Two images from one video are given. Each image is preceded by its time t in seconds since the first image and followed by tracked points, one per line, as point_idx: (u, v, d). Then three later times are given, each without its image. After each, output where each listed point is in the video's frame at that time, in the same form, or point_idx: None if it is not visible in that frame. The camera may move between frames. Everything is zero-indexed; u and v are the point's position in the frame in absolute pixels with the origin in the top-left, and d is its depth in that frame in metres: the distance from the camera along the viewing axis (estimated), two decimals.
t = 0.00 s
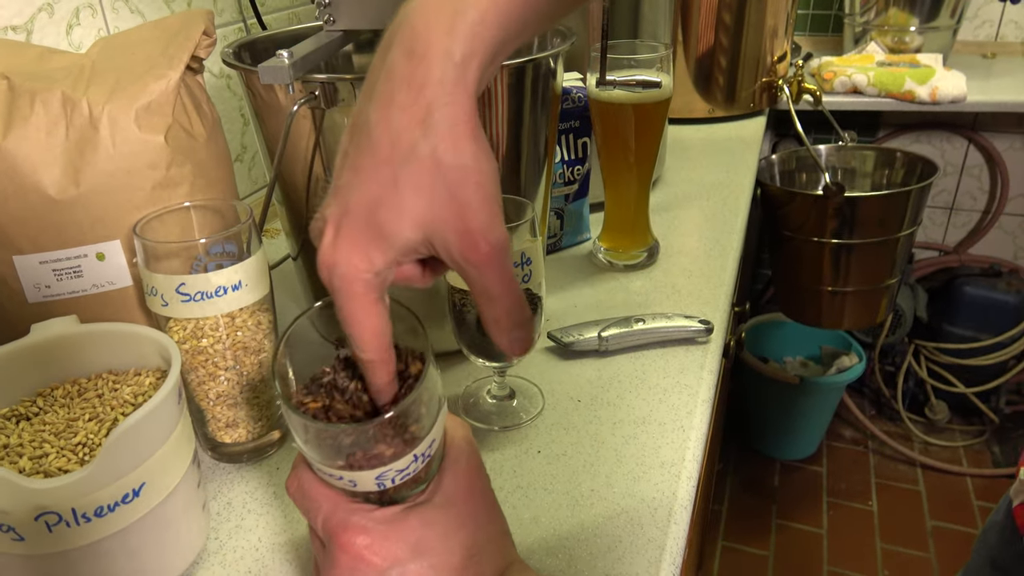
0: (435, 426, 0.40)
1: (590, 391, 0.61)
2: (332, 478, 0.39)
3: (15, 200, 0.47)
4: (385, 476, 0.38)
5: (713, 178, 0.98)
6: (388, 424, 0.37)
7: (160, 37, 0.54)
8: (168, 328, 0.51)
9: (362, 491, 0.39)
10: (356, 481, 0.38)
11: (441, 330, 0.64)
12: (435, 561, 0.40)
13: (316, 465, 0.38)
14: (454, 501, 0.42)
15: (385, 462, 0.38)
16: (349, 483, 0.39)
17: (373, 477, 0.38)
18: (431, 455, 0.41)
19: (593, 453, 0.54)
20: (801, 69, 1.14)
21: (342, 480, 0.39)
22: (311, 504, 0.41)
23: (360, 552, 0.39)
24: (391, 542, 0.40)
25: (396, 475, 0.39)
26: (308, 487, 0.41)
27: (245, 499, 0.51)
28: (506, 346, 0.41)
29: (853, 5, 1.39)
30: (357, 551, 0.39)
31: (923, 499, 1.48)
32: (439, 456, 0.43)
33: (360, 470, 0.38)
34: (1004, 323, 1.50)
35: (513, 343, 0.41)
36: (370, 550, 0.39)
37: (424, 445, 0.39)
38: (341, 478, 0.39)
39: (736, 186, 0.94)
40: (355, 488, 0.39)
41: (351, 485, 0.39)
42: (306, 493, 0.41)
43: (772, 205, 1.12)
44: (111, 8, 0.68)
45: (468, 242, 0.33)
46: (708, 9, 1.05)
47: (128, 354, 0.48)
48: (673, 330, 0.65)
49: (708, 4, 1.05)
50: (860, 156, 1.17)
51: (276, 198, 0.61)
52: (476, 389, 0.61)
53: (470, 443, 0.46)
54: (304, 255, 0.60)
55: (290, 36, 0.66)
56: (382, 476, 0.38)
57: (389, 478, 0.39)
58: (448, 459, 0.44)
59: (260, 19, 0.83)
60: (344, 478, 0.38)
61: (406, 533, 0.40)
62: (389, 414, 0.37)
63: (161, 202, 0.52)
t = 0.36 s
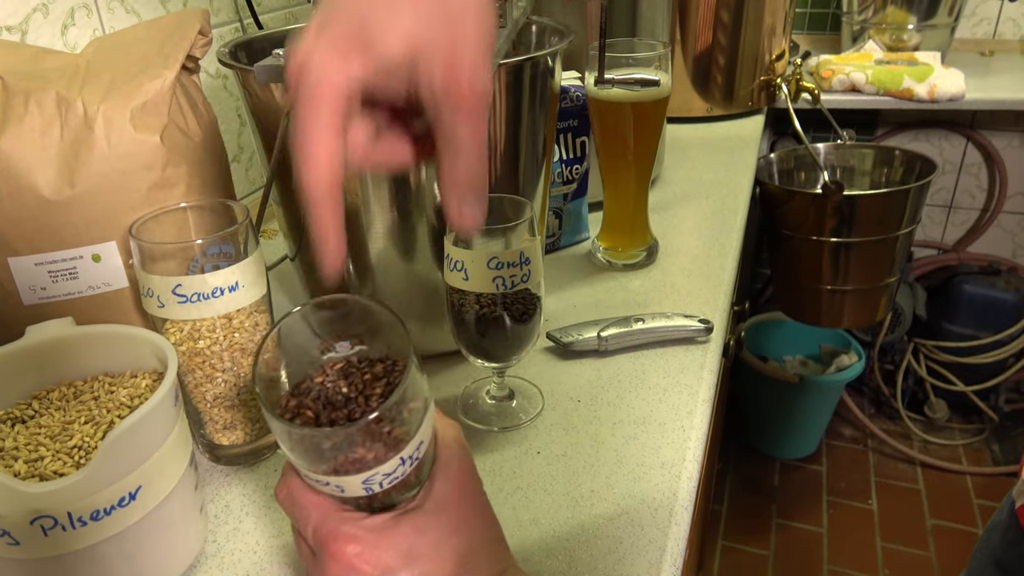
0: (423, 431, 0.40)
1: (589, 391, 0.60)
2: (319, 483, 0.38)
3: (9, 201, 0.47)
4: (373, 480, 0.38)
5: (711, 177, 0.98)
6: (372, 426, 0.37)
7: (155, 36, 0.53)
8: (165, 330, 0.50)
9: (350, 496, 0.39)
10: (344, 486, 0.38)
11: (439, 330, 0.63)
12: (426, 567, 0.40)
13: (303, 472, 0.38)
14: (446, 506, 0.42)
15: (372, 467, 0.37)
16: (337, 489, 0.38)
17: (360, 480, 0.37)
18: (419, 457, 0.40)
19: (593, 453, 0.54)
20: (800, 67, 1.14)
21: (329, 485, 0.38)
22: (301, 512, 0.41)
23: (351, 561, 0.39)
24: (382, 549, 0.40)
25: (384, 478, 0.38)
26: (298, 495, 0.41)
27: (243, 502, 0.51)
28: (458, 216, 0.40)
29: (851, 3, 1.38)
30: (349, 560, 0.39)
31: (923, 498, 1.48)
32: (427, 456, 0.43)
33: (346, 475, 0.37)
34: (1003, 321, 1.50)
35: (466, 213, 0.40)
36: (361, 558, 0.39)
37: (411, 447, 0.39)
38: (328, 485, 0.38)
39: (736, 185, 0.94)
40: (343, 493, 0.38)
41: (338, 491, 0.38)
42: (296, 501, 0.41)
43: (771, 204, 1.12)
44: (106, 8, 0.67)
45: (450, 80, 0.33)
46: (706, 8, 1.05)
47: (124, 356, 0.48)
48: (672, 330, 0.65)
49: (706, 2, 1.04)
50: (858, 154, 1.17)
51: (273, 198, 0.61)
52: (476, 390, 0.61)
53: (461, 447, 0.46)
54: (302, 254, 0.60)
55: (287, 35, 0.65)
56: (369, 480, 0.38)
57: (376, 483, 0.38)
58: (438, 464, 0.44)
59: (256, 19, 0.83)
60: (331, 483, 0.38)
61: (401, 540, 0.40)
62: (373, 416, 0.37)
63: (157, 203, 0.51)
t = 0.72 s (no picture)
0: (403, 339, 0.42)
1: (590, 391, 0.60)
2: (309, 400, 0.41)
3: (7, 201, 0.47)
4: (360, 386, 0.40)
5: (711, 176, 0.98)
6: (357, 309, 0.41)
7: (153, 35, 0.53)
8: (164, 331, 0.50)
9: (339, 414, 0.41)
10: (332, 393, 0.40)
11: (438, 328, 0.63)
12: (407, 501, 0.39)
13: (294, 380, 0.41)
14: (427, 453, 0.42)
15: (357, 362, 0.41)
16: (325, 401, 0.40)
17: (348, 382, 0.40)
18: (401, 382, 0.43)
19: (594, 452, 0.54)
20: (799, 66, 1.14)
21: (317, 396, 0.40)
22: (292, 453, 0.41)
23: (336, 492, 0.39)
24: (366, 482, 0.39)
25: (371, 385, 0.41)
26: (287, 435, 0.42)
27: (243, 502, 0.51)
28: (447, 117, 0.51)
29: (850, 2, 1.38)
30: (334, 492, 0.39)
31: (923, 496, 1.48)
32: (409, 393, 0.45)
33: (333, 373, 0.40)
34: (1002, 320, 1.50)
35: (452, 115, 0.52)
36: (347, 491, 0.39)
37: (395, 356, 0.42)
38: (317, 397, 0.40)
39: (735, 184, 0.94)
40: (332, 409, 0.41)
41: (326, 405, 0.40)
42: (285, 441, 0.42)
43: (771, 203, 1.12)
44: (105, 8, 0.67)
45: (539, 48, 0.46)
46: (706, 7, 1.04)
47: (123, 357, 0.47)
48: (673, 329, 0.64)
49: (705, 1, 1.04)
50: (858, 153, 1.17)
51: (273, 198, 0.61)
52: (476, 390, 0.61)
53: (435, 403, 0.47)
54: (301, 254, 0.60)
55: (286, 34, 0.65)
56: (356, 384, 0.40)
57: (363, 389, 0.41)
58: (420, 417, 0.45)
59: (255, 18, 0.83)
60: (320, 391, 0.40)
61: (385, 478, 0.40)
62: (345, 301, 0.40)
63: (155, 203, 0.51)
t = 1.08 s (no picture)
0: (388, 321, 0.46)
1: (589, 392, 0.60)
2: (296, 375, 0.44)
3: (5, 202, 0.47)
4: (345, 362, 0.44)
5: (709, 176, 0.98)
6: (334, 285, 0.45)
7: (151, 35, 0.53)
8: (163, 332, 0.50)
9: (325, 390, 0.45)
10: (318, 369, 0.43)
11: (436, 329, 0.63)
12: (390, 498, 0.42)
13: (283, 356, 0.44)
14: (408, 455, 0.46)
15: (342, 339, 0.44)
16: (312, 376, 0.44)
17: (334, 358, 0.43)
18: (385, 363, 0.46)
19: (593, 453, 0.54)
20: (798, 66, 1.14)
21: (305, 372, 0.44)
22: (284, 458, 0.45)
23: (327, 491, 0.43)
24: (355, 480, 0.43)
25: (355, 363, 0.44)
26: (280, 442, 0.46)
27: (241, 504, 0.51)
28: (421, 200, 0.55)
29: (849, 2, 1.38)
30: (325, 491, 0.43)
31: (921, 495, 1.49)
32: (391, 376, 0.48)
33: (321, 348, 0.43)
34: (1001, 319, 1.50)
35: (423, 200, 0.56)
36: (336, 490, 0.43)
37: (379, 336, 0.45)
38: (305, 372, 0.44)
39: (734, 184, 0.93)
40: (318, 384, 0.44)
41: (313, 380, 0.44)
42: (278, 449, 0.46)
43: (770, 203, 1.12)
44: (103, 8, 0.67)
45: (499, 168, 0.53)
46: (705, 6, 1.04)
47: (121, 358, 0.47)
48: (672, 330, 0.64)
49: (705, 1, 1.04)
50: (857, 152, 1.17)
51: (271, 199, 0.61)
52: (474, 390, 0.61)
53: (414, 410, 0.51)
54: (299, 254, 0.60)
55: (285, 35, 0.65)
56: (342, 359, 0.44)
57: (348, 365, 0.44)
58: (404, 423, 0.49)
59: (253, 18, 0.83)
60: (307, 367, 0.43)
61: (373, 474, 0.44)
62: (330, 279, 0.45)
63: (153, 204, 0.51)
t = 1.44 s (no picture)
0: (382, 326, 0.46)
1: (585, 396, 0.60)
2: (291, 381, 0.44)
3: None
4: (340, 367, 0.44)
5: (707, 178, 0.97)
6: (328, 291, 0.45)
7: (147, 39, 0.53)
8: (157, 337, 0.50)
9: (319, 396, 0.45)
10: (313, 375, 0.43)
11: (432, 332, 0.63)
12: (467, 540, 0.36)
13: (277, 361, 0.44)
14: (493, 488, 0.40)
15: (336, 344, 0.44)
16: (307, 382, 0.44)
17: (328, 364, 0.43)
18: (380, 367, 0.46)
19: (588, 458, 0.54)
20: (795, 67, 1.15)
21: (299, 377, 0.44)
22: (354, 518, 0.37)
23: (417, 539, 0.36)
24: (446, 528, 0.37)
25: (350, 368, 0.44)
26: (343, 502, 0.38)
27: (237, 509, 0.51)
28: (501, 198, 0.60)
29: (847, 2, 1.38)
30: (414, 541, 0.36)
31: (919, 496, 1.49)
32: (386, 381, 0.48)
33: (315, 354, 0.43)
34: (998, 319, 1.51)
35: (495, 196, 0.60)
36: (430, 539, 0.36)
37: (374, 342, 0.45)
38: (299, 378, 0.44)
39: (731, 186, 0.93)
40: (312, 390, 0.44)
41: (307, 386, 0.44)
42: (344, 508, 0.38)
43: (768, 205, 1.12)
44: (98, 10, 0.67)
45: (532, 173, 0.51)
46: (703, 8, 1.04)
47: (116, 364, 0.47)
48: (667, 333, 0.64)
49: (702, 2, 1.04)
50: (854, 154, 1.17)
51: (266, 202, 0.61)
52: (470, 395, 0.61)
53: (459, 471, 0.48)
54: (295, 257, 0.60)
55: (281, 37, 0.65)
56: (336, 365, 0.44)
57: (342, 371, 0.44)
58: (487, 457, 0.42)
59: (250, 20, 0.83)
60: (301, 372, 0.44)
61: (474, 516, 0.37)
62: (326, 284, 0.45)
63: (148, 208, 0.51)
